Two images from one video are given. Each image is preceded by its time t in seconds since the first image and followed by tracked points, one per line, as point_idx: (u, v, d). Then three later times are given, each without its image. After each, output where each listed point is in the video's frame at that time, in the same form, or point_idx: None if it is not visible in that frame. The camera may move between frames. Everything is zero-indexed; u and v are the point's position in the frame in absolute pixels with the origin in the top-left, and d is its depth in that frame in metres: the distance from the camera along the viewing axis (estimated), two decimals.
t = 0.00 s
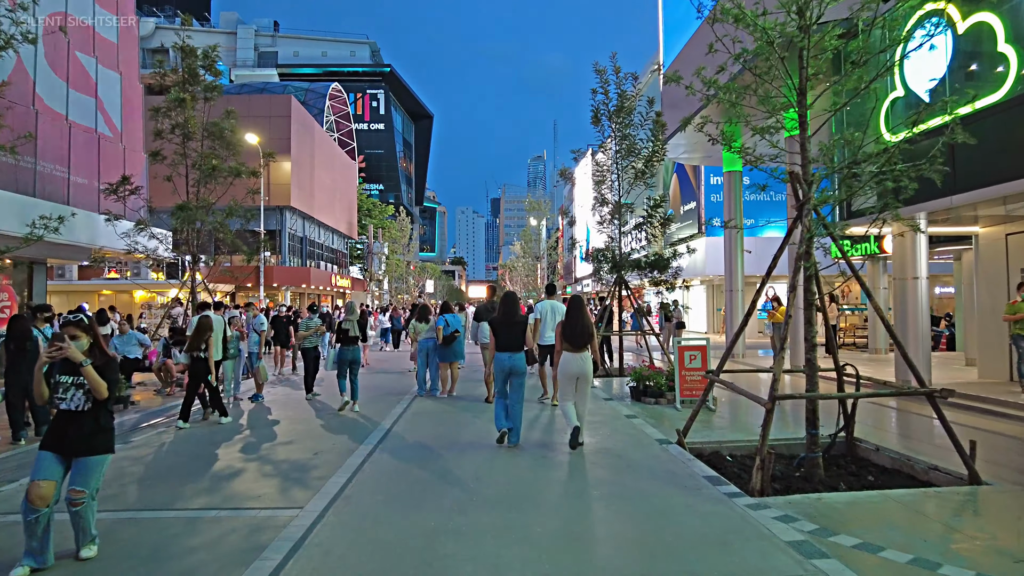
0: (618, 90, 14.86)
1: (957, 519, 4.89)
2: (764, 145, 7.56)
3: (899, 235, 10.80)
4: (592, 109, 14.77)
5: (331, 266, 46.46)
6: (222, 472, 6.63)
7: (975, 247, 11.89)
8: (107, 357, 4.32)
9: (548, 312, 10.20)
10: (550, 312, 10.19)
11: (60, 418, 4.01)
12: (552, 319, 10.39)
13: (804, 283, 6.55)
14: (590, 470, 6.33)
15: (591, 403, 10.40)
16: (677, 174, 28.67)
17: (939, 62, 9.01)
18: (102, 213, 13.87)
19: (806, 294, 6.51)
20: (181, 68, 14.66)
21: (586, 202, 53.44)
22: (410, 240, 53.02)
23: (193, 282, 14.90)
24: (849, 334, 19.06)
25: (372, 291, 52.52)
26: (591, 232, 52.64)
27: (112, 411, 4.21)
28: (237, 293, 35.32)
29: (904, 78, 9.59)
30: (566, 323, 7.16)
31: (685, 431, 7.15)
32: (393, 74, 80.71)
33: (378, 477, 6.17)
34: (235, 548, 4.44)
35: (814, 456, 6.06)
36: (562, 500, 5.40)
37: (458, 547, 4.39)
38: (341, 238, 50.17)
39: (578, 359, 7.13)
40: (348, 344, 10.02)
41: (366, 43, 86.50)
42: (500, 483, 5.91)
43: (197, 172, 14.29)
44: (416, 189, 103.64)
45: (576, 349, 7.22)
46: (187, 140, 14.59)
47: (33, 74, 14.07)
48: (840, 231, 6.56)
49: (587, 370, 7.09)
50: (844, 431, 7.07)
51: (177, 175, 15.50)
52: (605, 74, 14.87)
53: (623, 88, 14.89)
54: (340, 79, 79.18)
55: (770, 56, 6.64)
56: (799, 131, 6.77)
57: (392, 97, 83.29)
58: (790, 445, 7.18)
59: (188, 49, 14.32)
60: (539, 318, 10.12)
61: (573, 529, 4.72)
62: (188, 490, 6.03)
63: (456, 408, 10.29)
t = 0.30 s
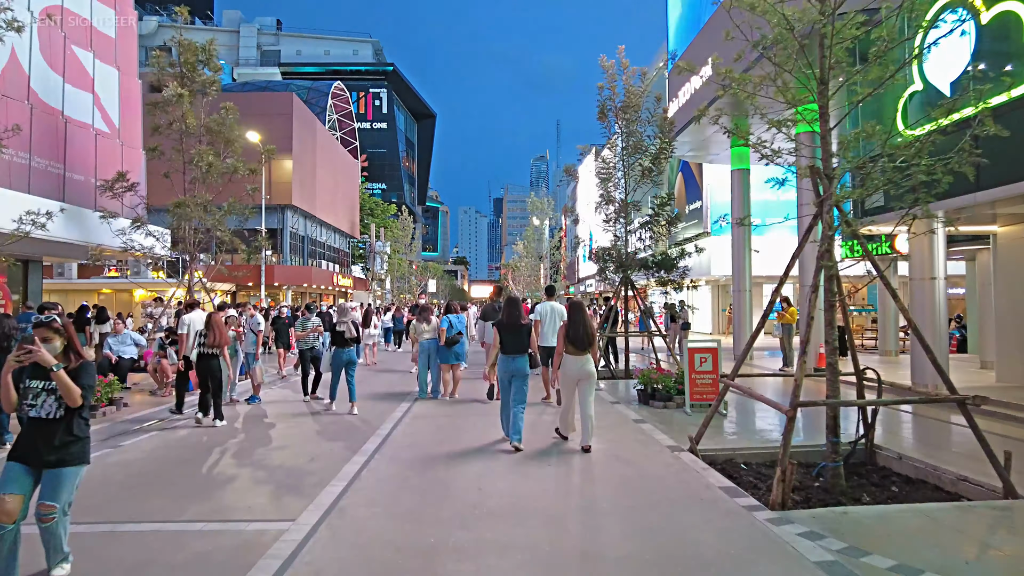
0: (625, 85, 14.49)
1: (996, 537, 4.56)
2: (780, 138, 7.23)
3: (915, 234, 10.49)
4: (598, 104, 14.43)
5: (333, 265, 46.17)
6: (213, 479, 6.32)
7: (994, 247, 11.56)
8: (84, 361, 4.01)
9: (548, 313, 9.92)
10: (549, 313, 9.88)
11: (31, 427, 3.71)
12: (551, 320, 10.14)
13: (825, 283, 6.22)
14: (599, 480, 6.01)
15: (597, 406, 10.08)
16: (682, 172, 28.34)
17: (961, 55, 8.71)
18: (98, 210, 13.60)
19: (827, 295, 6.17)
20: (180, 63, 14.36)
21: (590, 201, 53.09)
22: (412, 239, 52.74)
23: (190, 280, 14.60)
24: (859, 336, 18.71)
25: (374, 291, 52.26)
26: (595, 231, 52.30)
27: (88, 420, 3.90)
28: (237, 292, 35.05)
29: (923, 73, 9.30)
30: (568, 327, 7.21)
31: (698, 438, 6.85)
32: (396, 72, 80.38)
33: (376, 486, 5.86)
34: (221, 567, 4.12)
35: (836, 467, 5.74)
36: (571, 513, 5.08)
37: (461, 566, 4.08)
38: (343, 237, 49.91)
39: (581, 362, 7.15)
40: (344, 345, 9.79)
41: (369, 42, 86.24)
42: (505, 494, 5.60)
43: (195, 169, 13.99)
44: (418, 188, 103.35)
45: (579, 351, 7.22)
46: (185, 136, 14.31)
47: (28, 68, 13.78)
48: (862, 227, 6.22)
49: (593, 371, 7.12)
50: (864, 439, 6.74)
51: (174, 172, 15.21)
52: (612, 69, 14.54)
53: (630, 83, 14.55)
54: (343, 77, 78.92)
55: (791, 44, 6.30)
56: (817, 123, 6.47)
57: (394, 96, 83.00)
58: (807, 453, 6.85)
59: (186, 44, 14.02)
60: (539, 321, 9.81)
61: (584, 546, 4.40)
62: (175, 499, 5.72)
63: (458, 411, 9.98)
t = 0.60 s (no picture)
0: (631, 79, 14.16)
1: None
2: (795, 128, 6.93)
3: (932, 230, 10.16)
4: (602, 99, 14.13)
5: (333, 264, 45.88)
6: (202, 484, 6.05)
7: (1011, 244, 11.23)
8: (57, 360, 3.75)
9: (546, 312, 9.85)
10: (546, 311, 9.81)
11: None
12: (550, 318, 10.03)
13: (843, 278, 5.91)
14: (605, 487, 5.74)
15: (601, 408, 9.80)
16: (686, 171, 28.03)
17: (980, 45, 8.39)
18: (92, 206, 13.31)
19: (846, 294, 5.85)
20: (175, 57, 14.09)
21: (592, 199, 52.80)
22: (413, 237, 52.53)
23: (186, 278, 14.32)
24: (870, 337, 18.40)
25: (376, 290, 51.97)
26: (598, 230, 51.96)
27: (59, 425, 3.63)
28: (237, 291, 34.78)
29: (940, 63, 9.00)
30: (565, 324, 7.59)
31: (709, 441, 6.58)
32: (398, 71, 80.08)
33: (372, 493, 5.59)
34: None
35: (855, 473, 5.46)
36: (578, 523, 4.80)
37: None
38: (344, 236, 49.87)
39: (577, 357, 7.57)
40: (333, 343, 9.61)
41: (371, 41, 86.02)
42: (507, 502, 5.33)
43: (190, 164, 13.73)
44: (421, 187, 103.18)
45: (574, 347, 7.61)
46: (181, 132, 14.05)
47: (21, 61, 13.53)
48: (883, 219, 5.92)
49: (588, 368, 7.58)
50: (882, 442, 6.45)
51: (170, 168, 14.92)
52: (616, 62, 14.21)
53: (636, 78, 14.19)
54: (345, 76, 78.71)
55: (809, 29, 5.99)
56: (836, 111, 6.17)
57: (396, 95, 82.69)
58: (823, 457, 6.56)
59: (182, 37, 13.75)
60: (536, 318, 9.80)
61: (592, 560, 4.12)
62: (161, 506, 5.45)
63: (460, 413, 9.71)
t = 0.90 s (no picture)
0: (635, 74, 13.79)
1: None
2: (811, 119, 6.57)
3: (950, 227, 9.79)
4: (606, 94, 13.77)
5: (334, 263, 45.57)
6: (187, 497, 5.72)
7: None
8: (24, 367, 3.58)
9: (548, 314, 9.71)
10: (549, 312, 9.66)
11: None
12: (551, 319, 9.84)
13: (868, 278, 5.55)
14: (614, 501, 5.40)
15: (607, 412, 9.44)
16: (691, 169, 27.67)
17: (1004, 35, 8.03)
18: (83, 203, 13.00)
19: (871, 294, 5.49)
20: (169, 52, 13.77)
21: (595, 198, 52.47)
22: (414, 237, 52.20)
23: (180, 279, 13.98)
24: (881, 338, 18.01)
25: (377, 290, 51.67)
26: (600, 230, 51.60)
27: (19, 441, 3.30)
28: (236, 291, 34.49)
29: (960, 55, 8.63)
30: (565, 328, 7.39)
31: (723, 450, 6.24)
32: (399, 70, 79.73)
33: (367, 508, 5.25)
34: None
35: (881, 486, 5.11)
36: (586, 542, 4.47)
37: None
38: (345, 236, 49.57)
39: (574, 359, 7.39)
40: (325, 344, 9.32)
41: (372, 40, 85.75)
42: (510, 518, 4.99)
43: (184, 162, 13.41)
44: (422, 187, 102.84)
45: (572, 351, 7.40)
46: (175, 129, 13.73)
47: (11, 56, 13.22)
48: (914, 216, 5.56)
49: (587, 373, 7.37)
50: (906, 451, 6.10)
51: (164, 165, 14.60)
52: (620, 56, 13.84)
53: (640, 72, 13.82)
54: (346, 75, 78.42)
55: (829, 12, 5.62)
56: (855, 101, 5.80)
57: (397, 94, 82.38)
58: (843, 467, 6.21)
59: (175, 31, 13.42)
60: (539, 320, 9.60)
61: None
62: (142, 523, 5.13)
63: (461, 418, 9.38)
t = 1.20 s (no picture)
0: (641, 69, 13.48)
1: None
2: (829, 110, 6.27)
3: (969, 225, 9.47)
4: (612, 89, 13.47)
5: (336, 263, 45.36)
6: (176, 505, 5.45)
7: None
8: None
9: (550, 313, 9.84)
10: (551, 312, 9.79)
11: None
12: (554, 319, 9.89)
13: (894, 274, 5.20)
14: (624, 509, 5.12)
15: (614, 414, 9.15)
16: (696, 167, 27.32)
17: None
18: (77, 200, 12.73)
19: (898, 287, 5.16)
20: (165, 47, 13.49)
21: (597, 197, 52.15)
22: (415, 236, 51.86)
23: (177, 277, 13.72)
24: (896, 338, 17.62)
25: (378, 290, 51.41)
26: (603, 229, 51.23)
27: None
28: (237, 290, 34.26)
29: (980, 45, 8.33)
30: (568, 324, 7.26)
31: (738, 455, 5.95)
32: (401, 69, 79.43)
33: (364, 518, 4.97)
34: None
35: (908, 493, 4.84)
36: (597, 556, 4.18)
37: None
38: (346, 234, 49.31)
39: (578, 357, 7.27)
40: (322, 344, 9.07)
41: (374, 39, 85.43)
42: (515, 529, 4.70)
43: (180, 159, 13.15)
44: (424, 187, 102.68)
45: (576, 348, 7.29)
46: (172, 125, 13.46)
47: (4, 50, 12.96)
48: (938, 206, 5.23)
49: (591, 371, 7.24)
50: (929, 457, 5.82)
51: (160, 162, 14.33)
52: (625, 50, 13.54)
53: (646, 67, 13.50)
54: (348, 75, 78.21)
55: None
56: (877, 89, 5.52)
57: (399, 93, 82.12)
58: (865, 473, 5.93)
59: (171, 25, 13.15)
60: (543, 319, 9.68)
61: None
62: (126, 533, 4.85)
63: (463, 420, 9.10)
